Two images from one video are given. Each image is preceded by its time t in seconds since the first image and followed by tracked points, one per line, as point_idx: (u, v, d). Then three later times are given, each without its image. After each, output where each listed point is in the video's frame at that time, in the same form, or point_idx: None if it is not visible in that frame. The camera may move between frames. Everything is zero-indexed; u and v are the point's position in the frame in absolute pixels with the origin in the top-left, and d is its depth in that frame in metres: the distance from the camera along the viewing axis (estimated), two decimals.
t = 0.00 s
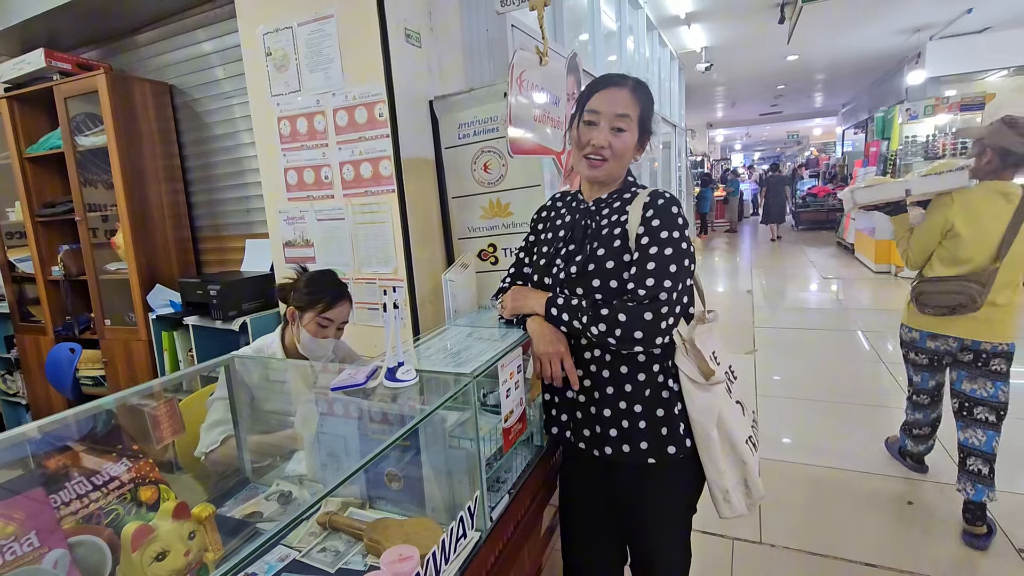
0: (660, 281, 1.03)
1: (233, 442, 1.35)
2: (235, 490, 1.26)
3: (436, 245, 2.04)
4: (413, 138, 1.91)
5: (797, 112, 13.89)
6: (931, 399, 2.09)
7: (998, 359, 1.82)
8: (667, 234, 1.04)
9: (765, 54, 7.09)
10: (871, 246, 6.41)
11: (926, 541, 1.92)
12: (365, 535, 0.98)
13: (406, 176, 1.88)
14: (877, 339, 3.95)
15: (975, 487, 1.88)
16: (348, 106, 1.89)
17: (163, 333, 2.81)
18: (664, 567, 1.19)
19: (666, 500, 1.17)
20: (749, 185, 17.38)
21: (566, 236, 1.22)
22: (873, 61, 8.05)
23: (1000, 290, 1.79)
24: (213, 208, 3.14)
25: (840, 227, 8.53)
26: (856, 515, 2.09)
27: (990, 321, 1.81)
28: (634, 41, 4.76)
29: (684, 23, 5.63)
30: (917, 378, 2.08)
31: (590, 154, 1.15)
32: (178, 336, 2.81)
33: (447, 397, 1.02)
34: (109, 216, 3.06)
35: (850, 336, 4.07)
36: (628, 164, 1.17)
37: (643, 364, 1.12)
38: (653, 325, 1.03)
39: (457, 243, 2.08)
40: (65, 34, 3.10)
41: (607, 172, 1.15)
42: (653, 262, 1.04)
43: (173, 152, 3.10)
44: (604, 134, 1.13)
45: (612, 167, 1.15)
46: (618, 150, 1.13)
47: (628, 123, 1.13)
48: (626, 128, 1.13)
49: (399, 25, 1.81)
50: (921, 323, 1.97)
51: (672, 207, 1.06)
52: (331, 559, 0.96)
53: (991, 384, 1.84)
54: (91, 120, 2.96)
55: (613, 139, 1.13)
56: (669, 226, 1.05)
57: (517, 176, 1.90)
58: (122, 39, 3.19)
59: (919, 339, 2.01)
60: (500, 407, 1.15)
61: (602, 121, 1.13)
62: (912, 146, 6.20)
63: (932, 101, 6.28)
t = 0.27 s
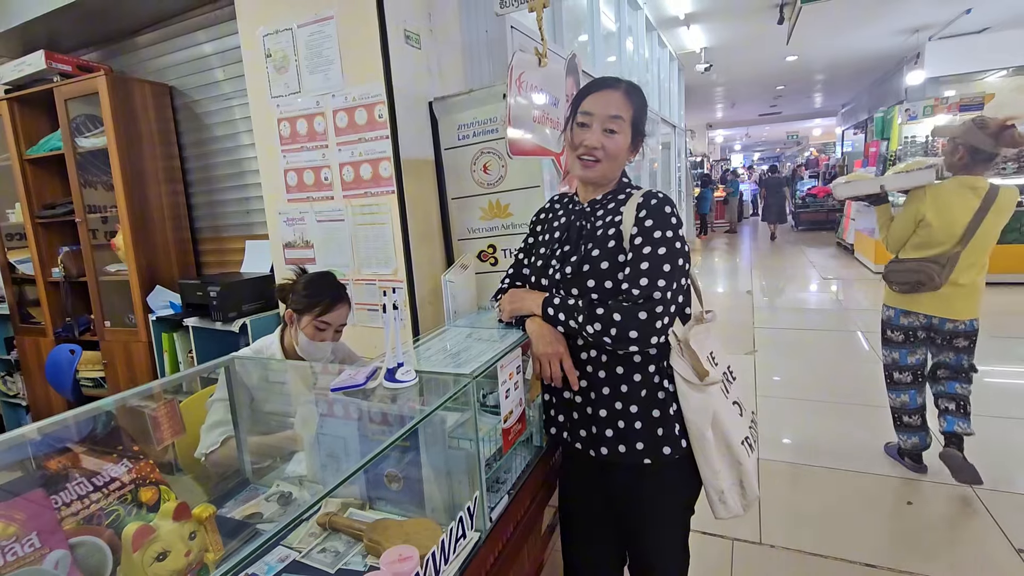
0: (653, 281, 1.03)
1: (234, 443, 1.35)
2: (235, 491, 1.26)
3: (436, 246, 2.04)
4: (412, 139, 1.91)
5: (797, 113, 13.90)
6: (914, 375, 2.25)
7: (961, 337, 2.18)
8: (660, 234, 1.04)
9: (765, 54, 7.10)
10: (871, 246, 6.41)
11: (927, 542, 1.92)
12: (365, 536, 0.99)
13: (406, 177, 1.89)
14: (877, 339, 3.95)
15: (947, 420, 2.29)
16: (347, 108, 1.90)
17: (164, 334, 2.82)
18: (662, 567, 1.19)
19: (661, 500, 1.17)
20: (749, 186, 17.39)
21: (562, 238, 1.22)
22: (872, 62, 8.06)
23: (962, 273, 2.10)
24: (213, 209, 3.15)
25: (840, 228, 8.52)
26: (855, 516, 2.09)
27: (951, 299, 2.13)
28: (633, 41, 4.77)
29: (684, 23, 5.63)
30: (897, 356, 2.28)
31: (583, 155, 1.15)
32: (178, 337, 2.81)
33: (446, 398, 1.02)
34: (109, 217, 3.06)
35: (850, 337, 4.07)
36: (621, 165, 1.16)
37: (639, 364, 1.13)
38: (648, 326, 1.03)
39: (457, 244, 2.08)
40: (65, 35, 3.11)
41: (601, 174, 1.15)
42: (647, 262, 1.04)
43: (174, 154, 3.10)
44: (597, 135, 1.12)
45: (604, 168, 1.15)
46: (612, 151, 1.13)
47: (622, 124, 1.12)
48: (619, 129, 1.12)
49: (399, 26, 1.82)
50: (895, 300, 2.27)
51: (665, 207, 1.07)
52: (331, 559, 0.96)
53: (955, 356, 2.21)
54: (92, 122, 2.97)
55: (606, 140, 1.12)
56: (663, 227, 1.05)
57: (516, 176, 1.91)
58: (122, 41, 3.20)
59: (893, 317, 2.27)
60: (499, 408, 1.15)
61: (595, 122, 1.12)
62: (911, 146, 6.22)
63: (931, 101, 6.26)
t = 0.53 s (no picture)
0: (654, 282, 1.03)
1: (234, 444, 1.35)
2: (236, 491, 1.26)
3: (437, 246, 2.04)
4: (413, 139, 1.91)
5: (797, 113, 13.90)
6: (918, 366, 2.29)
7: (952, 329, 2.32)
8: (661, 234, 1.04)
9: (765, 54, 7.09)
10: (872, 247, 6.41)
11: (929, 544, 1.92)
12: (366, 537, 0.98)
13: (406, 177, 1.88)
14: (878, 340, 3.95)
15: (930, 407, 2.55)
16: (348, 107, 1.89)
17: (163, 334, 2.81)
18: (663, 569, 1.19)
19: (662, 503, 1.16)
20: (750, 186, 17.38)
21: (563, 238, 1.22)
22: (873, 62, 8.05)
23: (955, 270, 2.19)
24: (213, 209, 3.14)
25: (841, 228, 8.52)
26: (857, 517, 2.09)
27: (945, 295, 2.21)
28: (634, 41, 4.77)
29: (685, 23, 5.63)
30: (901, 349, 2.31)
31: (582, 155, 1.14)
32: (178, 337, 2.81)
33: (447, 398, 1.02)
34: (109, 217, 3.06)
35: (851, 337, 4.07)
36: (621, 164, 1.16)
37: (639, 365, 1.12)
38: (648, 327, 1.02)
39: (457, 244, 2.08)
40: (65, 35, 3.10)
41: (600, 174, 1.15)
42: (647, 262, 1.04)
43: (174, 154, 3.10)
44: (596, 135, 1.12)
45: (603, 168, 1.14)
46: (611, 151, 1.12)
47: (620, 123, 1.12)
48: (618, 128, 1.12)
49: (399, 26, 1.81)
50: (890, 295, 2.32)
51: (666, 207, 1.06)
52: (332, 560, 0.96)
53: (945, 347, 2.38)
54: (92, 122, 2.96)
55: (605, 138, 1.12)
56: (663, 227, 1.04)
57: (517, 176, 1.90)
58: (122, 40, 3.20)
59: (889, 311, 2.32)
60: (500, 409, 1.15)
61: (593, 122, 1.12)
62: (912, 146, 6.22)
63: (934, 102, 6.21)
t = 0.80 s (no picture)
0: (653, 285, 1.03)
1: (234, 445, 1.35)
2: (236, 491, 1.26)
3: (438, 246, 2.04)
4: (414, 139, 1.91)
5: (799, 114, 13.95)
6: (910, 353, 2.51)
7: (963, 313, 2.43)
8: (660, 236, 1.04)
9: (767, 55, 7.09)
10: (874, 247, 6.40)
11: (931, 545, 1.91)
12: (366, 538, 0.98)
13: (407, 178, 1.88)
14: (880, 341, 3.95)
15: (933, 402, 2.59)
16: (348, 108, 1.89)
17: (164, 335, 2.81)
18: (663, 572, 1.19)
19: (661, 506, 1.16)
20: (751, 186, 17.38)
21: (563, 239, 1.22)
22: (874, 62, 8.05)
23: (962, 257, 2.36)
24: (213, 209, 3.14)
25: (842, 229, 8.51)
26: (858, 518, 2.08)
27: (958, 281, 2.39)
28: (635, 42, 4.76)
29: (686, 23, 5.62)
30: (897, 336, 2.52)
31: (582, 157, 1.14)
32: (178, 337, 2.81)
33: (448, 399, 1.02)
34: (109, 217, 3.06)
35: (852, 338, 4.06)
36: (621, 165, 1.15)
37: (639, 368, 1.12)
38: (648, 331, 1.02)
39: (458, 244, 2.08)
40: (65, 35, 3.10)
41: (600, 176, 1.14)
42: (647, 265, 1.03)
43: (174, 153, 3.09)
44: (596, 137, 1.12)
45: (603, 170, 1.14)
46: (611, 153, 1.12)
47: (621, 125, 1.12)
48: (618, 130, 1.12)
49: (400, 26, 1.81)
50: (904, 287, 2.49)
51: (665, 209, 1.06)
52: (332, 561, 0.95)
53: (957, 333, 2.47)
54: (92, 122, 2.96)
55: (605, 140, 1.12)
56: (663, 229, 1.04)
57: (517, 177, 1.90)
58: (123, 40, 3.20)
59: (903, 302, 2.50)
60: (501, 409, 1.15)
61: (593, 124, 1.12)
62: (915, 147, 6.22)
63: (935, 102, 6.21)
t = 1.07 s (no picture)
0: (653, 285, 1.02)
1: (234, 444, 1.35)
2: (237, 491, 1.26)
3: (438, 246, 2.04)
4: (414, 139, 1.91)
5: (799, 114, 13.95)
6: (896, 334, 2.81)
7: (950, 305, 2.59)
8: (660, 237, 1.04)
9: (768, 55, 7.09)
10: (875, 248, 6.40)
11: (931, 546, 1.91)
12: (366, 537, 0.98)
13: (408, 178, 1.88)
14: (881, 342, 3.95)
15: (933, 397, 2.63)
16: (349, 107, 1.89)
17: (164, 334, 2.81)
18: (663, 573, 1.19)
19: (660, 507, 1.16)
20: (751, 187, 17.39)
21: (563, 239, 1.22)
22: (875, 63, 8.05)
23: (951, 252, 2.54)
24: (214, 208, 3.15)
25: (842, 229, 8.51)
26: (859, 519, 2.08)
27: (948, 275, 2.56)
28: (636, 42, 4.77)
29: (687, 24, 5.63)
30: (889, 321, 2.78)
31: (583, 158, 1.14)
32: (178, 337, 2.81)
33: (448, 399, 1.02)
34: (110, 216, 3.06)
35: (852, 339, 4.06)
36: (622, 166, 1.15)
37: (639, 368, 1.12)
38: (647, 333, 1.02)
39: (458, 244, 2.08)
40: (66, 34, 3.10)
41: (601, 177, 1.14)
42: (647, 266, 1.03)
43: (175, 153, 3.10)
44: (596, 139, 1.12)
45: (604, 172, 1.14)
46: (611, 154, 1.12)
47: (621, 126, 1.12)
48: (619, 131, 1.12)
49: (401, 26, 1.81)
50: (897, 280, 2.68)
51: (666, 209, 1.06)
52: (332, 560, 0.96)
53: (946, 324, 2.62)
54: (93, 121, 2.96)
55: (606, 141, 1.12)
56: (663, 230, 1.04)
57: (518, 176, 1.90)
58: (124, 39, 3.20)
59: (893, 294, 2.71)
60: (502, 409, 1.14)
61: (594, 125, 1.12)
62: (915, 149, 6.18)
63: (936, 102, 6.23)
